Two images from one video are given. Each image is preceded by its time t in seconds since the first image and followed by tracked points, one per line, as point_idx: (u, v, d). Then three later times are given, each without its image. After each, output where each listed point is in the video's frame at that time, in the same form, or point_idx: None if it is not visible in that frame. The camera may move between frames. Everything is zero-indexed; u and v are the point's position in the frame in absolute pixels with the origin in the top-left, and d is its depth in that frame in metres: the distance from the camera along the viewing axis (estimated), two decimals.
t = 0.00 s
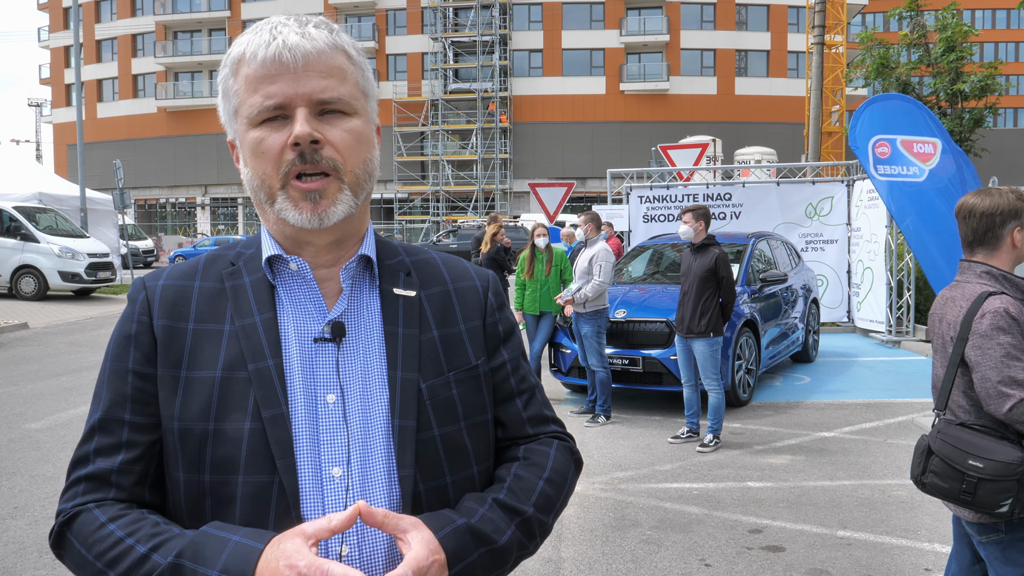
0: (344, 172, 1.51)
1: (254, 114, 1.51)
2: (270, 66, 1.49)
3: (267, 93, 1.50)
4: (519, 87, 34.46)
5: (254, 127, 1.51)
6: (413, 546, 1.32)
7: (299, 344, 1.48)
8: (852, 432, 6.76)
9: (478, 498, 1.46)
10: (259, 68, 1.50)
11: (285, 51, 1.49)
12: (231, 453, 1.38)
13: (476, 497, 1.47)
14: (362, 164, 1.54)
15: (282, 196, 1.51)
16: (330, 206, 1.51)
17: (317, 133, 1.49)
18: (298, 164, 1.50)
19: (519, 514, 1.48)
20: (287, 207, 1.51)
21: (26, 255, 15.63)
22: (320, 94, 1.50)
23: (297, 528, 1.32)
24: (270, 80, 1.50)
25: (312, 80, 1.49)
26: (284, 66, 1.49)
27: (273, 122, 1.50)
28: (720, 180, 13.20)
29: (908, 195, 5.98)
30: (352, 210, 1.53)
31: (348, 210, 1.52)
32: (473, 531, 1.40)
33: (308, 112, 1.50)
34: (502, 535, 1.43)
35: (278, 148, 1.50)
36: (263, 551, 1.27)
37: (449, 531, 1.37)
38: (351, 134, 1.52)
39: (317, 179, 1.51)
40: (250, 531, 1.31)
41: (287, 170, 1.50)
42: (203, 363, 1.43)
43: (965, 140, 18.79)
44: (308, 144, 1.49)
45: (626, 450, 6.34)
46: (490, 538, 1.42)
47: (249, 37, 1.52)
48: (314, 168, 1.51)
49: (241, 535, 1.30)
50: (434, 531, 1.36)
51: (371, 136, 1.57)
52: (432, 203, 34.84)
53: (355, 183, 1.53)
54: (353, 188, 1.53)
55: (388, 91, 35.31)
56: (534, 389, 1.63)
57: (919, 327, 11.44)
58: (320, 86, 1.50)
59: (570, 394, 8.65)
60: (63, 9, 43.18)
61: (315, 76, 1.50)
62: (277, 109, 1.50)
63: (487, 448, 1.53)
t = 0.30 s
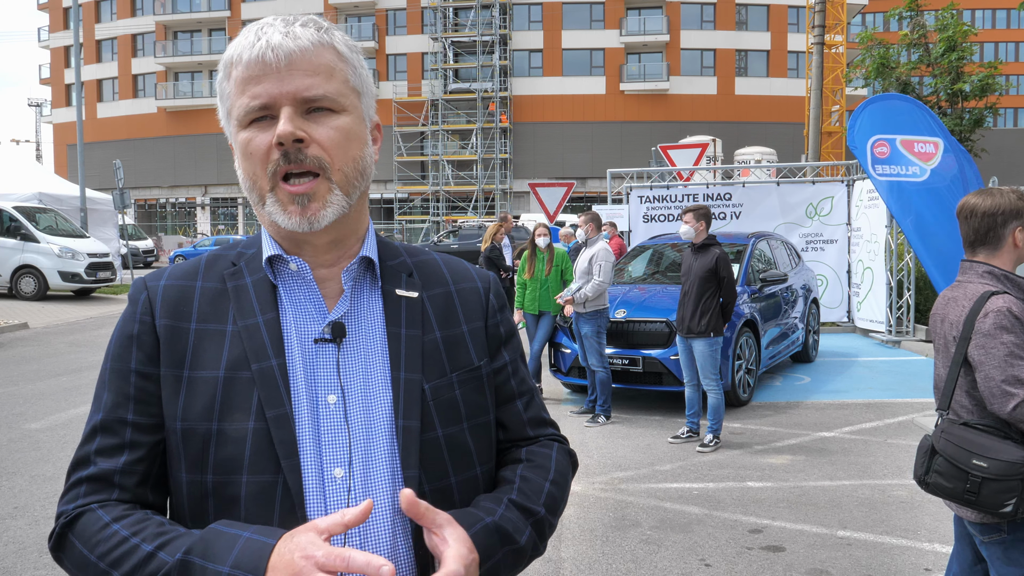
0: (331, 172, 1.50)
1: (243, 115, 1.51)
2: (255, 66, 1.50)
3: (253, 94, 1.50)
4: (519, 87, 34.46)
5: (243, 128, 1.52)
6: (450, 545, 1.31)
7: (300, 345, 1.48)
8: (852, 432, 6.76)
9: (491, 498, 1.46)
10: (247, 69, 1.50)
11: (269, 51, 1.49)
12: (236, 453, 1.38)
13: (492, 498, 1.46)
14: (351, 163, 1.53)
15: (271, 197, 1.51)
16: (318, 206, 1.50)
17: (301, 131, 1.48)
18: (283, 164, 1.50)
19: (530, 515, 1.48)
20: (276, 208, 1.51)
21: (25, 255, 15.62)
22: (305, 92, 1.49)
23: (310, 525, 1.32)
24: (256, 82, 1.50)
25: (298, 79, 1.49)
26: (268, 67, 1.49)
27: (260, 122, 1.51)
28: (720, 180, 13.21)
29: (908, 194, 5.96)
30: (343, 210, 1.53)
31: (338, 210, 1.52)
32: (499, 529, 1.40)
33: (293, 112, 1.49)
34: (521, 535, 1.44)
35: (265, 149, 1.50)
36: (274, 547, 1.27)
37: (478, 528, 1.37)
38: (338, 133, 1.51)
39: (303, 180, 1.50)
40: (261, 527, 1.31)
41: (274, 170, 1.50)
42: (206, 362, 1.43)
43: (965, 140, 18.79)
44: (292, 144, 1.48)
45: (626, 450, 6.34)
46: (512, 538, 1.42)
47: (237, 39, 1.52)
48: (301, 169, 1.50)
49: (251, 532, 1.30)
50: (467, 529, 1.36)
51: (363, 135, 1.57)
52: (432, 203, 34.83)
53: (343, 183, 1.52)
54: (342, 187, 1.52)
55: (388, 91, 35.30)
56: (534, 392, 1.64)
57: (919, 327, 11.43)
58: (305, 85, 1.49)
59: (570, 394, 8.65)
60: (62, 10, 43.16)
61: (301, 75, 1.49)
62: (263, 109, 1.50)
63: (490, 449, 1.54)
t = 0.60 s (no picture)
0: (327, 170, 1.50)
1: (240, 116, 1.52)
2: (251, 67, 1.50)
3: (250, 95, 1.51)
4: (519, 87, 34.45)
5: (241, 129, 1.52)
6: (464, 552, 1.30)
7: (301, 345, 1.47)
8: (852, 432, 6.76)
9: (497, 498, 1.46)
10: (244, 70, 1.51)
11: (265, 51, 1.49)
12: (238, 454, 1.38)
13: (496, 498, 1.46)
14: (349, 162, 1.53)
15: (269, 196, 1.51)
16: (314, 203, 1.50)
17: (298, 131, 1.49)
18: (281, 163, 1.49)
19: (536, 513, 1.48)
20: (274, 206, 1.51)
21: (25, 255, 15.62)
22: (302, 91, 1.49)
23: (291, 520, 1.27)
24: (252, 82, 1.51)
25: (294, 79, 1.49)
26: (263, 68, 1.50)
27: (257, 122, 1.51)
28: (720, 180, 13.22)
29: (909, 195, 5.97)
30: (340, 207, 1.53)
31: (334, 207, 1.51)
32: (505, 531, 1.40)
33: (290, 111, 1.50)
34: (527, 536, 1.44)
35: (262, 149, 1.50)
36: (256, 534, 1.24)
37: (489, 530, 1.37)
38: (336, 131, 1.51)
39: (299, 178, 1.50)
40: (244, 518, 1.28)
41: (272, 169, 1.50)
42: (207, 363, 1.42)
43: (965, 140, 18.80)
44: (289, 143, 1.48)
45: (626, 450, 6.34)
46: (518, 539, 1.42)
47: (233, 40, 1.52)
48: (297, 168, 1.50)
49: (232, 523, 1.27)
50: (477, 532, 1.36)
51: (360, 134, 1.57)
52: (432, 203, 34.85)
53: (340, 181, 1.52)
54: (339, 186, 1.52)
55: (388, 91, 35.31)
56: (535, 390, 1.64)
57: (919, 327, 11.44)
58: (300, 84, 1.49)
59: (570, 394, 8.65)
60: (62, 9, 43.14)
61: (296, 75, 1.49)
62: (260, 110, 1.51)
63: (492, 448, 1.54)
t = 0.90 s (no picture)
0: (331, 170, 1.50)
1: (245, 114, 1.52)
2: (258, 66, 1.50)
3: (255, 93, 1.51)
4: (519, 87, 34.45)
5: (245, 127, 1.52)
6: (413, 535, 1.29)
7: (301, 346, 1.48)
8: (852, 432, 6.76)
9: (482, 494, 1.47)
10: (250, 68, 1.51)
11: (272, 50, 1.50)
12: (232, 453, 1.38)
13: (480, 494, 1.47)
14: (352, 162, 1.53)
15: (273, 194, 1.51)
16: (318, 201, 1.49)
17: (303, 130, 1.48)
18: (285, 162, 1.49)
19: (522, 511, 1.47)
20: (278, 204, 1.50)
21: (25, 255, 15.62)
22: (307, 91, 1.50)
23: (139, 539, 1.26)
24: (258, 81, 1.51)
25: (300, 78, 1.49)
26: (270, 66, 1.50)
27: (262, 121, 1.51)
28: (720, 180, 13.21)
29: (906, 195, 5.97)
30: (342, 207, 1.52)
31: (337, 206, 1.51)
32: (479, 525, 1.40)
33: (295, 110, 1.50)
34: (505, 529, 1.44)
35: (266, 148, 1.50)
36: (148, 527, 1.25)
37: (450, 523, 1.37)
38: (340, 132, 1.51)
39: (303, 177, 1.50)
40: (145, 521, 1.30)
41: (275, 168, 1.50)
42: (204, 361, 1.42)
43: (965, 140, 18.80)
44: (293, 142, 1.48)
45: (626, 450, 6.34)
46: (494, 533, 1.42)
47: (240, 39, 1.53)
48: (301, 166, 1.50)
49: (135, 526, 1.29)
50: (437, 525, 1.35)
51: (365, 135, 1.56)
52: (432, 203, 34.86)
53: (344, 181, 1.51)
54: (342, 186, 1.52)
55: (388, 91, 35.32)
56: (536, 390, 1.64)
57: (919, 327, 11.43)
58: (307, 84, 1.50)
59: (570, 394, 8.64)
60: (62, 9, 43.13)
61: (303, 74, 1.50)
62: (266, 108, 1.51)
63: (491, 448, 1.54)
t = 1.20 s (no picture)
0: (335, 170, 1.50)
1: (248, 114, 1.52)
2: (261, 66, 1.50)
3: (258, 94, 1.51)
4: (519, 87, 34.46)
5: (248, 127, 1.52)
6: (414, 536, 1.29)
7: (302, 345, 1.47)
8: (852, 432, 6.76)
9: (484, 496, 1.47)
10: (252, 69, 1.51)
11: (275, 50, 1.49)
12: (233, 453, 1.38)
13: (483, 494, 1.47)
14: (356, 163, 1.53)
15: (275, 195, 1.51)
16: (321, 202, 1.50)
17: (306, 130, 1.48)
18: (288, 162, 1.49)
19: (524, 511, 1.47)
20: (280, 205, 1.50)
21: (25, 255, 15.62)
22: (311, 91, 1.50)
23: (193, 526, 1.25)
24: (261, 80, 1.50)
25: (303, 78, 1.49)
26: (274, 66, 1.50)
27: (265, 121, 1.51)
28: (720, 180, 13.21)
29: (906, 196, 5.97)
30: (346, 208, 1.52)
31: (341, 208, 1.51)
32: (480, 526, 1.40)
33: (299, 111, 1.50)
34: (506, 530, 1.43)
35: (270, 148, 1.50)
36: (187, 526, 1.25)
37: (452, 524, 1.37)
38: (344, 132, 1.51)
39: (308, 177, 1.50)
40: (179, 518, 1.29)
41: (279, 168, 1.50)
42: (206, 362, 1.42)
43: (965, 140, 18.80)
44: (297, 143, 1.48)
45: (626, 450, 6.34)
46: (494, 533, 1.42)
47: (242, 39, 1.52)
48: (305, 167, 1.50)
49: (169, 522, 1.28)
50: (436, 527, 1.35)
51: (367, 135, 1.57)
52: (432, 203, 34.87)
53: (348, 182, 1.52)
54: (346, 187, 1.52)
55: (388, 91, 35.32)
56: (536, 392, 1.64)
57: (919, 327, 11.42)
58: (310, 84, 1.50)
59: (570, 394, 8.64)
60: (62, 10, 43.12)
61: (306, 74, 1.50)
62: (269, 108, 1.51)
63: (492, 448, 1.53)
